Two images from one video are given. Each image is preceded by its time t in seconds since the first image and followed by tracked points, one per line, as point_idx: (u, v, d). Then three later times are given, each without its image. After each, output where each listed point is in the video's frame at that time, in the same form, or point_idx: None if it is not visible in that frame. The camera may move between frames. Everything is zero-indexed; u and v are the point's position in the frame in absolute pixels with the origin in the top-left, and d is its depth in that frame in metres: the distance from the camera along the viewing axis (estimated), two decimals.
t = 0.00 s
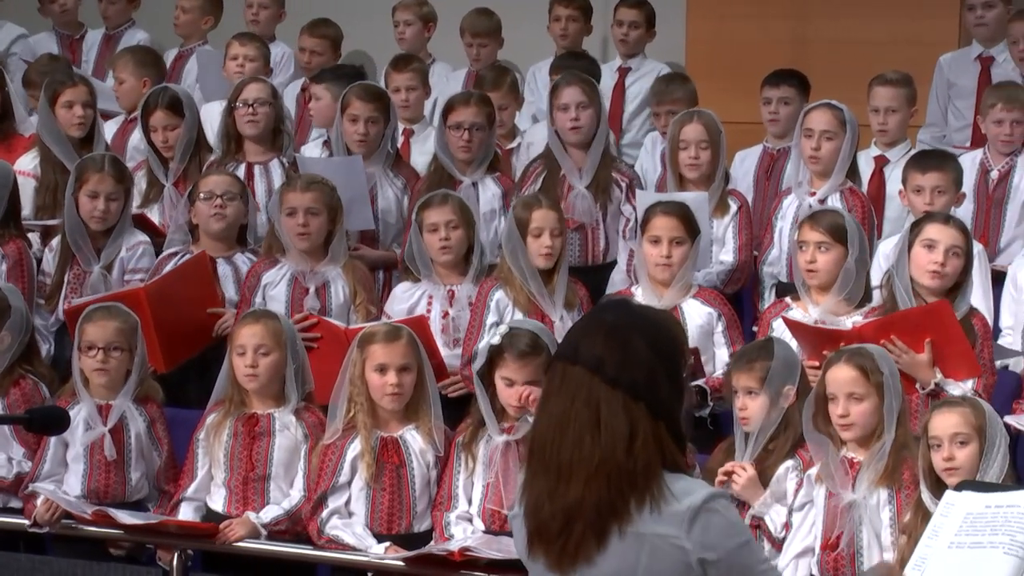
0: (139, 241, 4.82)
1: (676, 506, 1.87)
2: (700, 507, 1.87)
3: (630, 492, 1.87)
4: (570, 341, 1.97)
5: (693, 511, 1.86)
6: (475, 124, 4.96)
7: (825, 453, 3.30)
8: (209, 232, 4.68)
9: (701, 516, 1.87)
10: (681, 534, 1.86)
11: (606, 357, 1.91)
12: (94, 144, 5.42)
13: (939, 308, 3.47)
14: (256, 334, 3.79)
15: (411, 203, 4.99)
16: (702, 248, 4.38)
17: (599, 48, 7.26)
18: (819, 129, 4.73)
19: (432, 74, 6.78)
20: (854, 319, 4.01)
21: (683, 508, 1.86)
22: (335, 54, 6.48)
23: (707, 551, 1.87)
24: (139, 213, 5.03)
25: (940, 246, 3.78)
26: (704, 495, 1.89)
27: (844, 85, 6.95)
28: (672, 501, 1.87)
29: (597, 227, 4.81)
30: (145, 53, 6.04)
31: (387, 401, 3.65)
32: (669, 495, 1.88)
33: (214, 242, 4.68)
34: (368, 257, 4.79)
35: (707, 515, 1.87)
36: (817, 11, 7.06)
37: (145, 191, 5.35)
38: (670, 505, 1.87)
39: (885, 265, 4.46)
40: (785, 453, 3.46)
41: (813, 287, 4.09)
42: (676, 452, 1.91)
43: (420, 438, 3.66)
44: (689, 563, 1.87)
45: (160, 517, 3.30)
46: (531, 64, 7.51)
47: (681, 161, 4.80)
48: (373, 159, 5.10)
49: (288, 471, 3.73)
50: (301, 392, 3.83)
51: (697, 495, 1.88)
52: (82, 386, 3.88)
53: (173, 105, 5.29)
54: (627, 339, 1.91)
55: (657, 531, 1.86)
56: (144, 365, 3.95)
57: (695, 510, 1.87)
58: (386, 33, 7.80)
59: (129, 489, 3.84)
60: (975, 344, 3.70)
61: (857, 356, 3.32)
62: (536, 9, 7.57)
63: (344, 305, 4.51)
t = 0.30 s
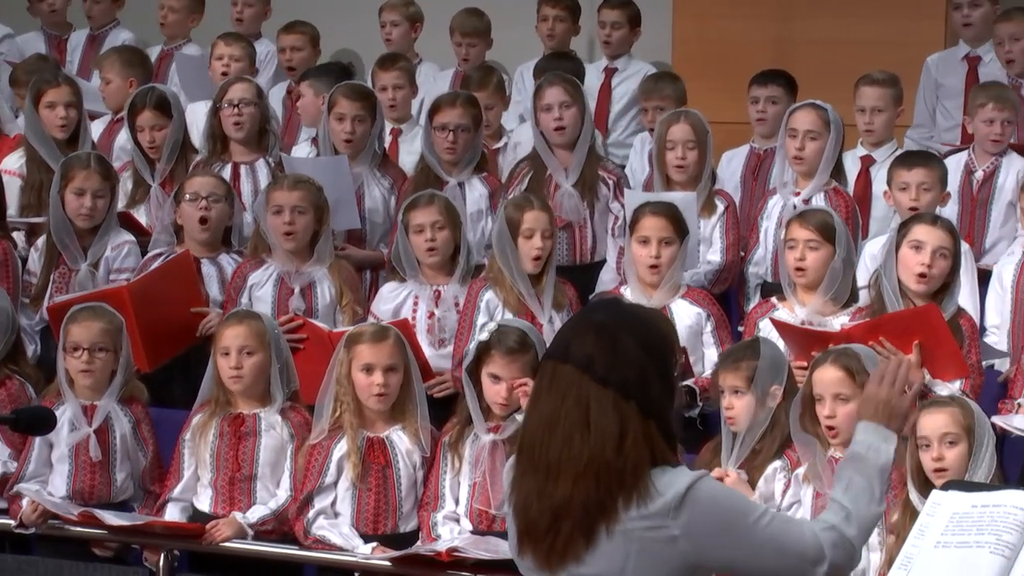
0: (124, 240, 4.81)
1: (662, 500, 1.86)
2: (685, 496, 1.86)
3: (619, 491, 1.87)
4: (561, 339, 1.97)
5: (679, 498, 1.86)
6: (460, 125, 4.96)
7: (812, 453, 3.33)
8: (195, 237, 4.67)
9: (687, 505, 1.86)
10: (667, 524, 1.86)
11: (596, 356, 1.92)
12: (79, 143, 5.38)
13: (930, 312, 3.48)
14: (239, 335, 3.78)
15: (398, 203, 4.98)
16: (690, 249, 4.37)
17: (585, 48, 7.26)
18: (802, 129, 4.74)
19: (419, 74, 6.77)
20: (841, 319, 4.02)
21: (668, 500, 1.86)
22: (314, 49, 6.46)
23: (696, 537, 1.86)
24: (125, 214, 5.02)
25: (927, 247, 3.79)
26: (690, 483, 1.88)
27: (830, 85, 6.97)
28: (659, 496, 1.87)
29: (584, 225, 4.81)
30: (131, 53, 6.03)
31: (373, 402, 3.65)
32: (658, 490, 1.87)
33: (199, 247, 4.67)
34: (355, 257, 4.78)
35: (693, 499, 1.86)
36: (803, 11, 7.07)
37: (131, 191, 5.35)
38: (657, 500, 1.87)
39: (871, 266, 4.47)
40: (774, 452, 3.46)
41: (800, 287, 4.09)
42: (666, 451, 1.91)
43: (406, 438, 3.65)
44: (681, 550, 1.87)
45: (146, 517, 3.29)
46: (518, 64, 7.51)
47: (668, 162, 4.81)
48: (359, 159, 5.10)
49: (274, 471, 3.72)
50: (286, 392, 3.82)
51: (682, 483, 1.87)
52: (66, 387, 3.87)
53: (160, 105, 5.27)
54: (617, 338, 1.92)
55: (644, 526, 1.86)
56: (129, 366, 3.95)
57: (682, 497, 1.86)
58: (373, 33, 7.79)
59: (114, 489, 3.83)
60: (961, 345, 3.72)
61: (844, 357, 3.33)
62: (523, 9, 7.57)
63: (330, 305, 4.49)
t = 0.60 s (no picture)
0: (110, 240, 4.80)
1: (652, 506, 1.87)
2: (676, 506, 1.87)
3: (604, 492, 1.87)
4: (544, 341, 1.97)
5: (671, 510, 1.86)
6: (448, 125, 4.96)
7: (801, 451, 3.33)
8: (174, 238, 4.66)
9: (678, 515, 1.87)
10: (657, 533, 1.86)
11: (578, 357, 1.92)
12: (65, 144, 5.38)
13: (916, 312, 3.48)
14: (224, 336, 3.78)
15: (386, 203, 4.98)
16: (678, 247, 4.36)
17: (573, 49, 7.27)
18: (789, 129, 4.74)
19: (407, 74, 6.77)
20: (829, 319, 4.02)
21: (659, 507, 1.86)
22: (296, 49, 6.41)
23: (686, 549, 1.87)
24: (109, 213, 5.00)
25: (914, 247, 3.80)
26: (681, 495, 1.89)
27: (817, 85, 6.98)
28: (648, 501, 1.87)
29: (573, 224, 4.82)
30: (118, 53, 6.01)
31: (360, 403, 3.65)
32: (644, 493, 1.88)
33: (178, 247, 4.66)
34: (342, 257, 4.78)
35: (684, 513, 1.87)
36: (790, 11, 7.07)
37: (118, 191, 5.34)
38: (645, 504, 1.87)
39: (858, 266, 4.48)
40: (759, 452, 3.47)
41: (788, 287, 4.10)
42: (650, 452, 1.92)
43: (393, 439, 3.65)
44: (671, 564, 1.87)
45: (133, 518, 3.28)
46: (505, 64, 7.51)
47: (656, 162, 4.81)
48: (347, 158, 5.10)
49: (261, 471, 3.72)
50: (272, 393, 3.81)
51: (674, 494, 1.88)
52: (51, 388, 3.87)
53: (146, 105, 5.26)
54: (598, 340, 1.91)
55: (632, 530, 1.86)
56: (113, 365, 3.94)
57: (673, 509, 1.87)
58: (362, 34, 7.79)
59: (100, 489, 3.82)
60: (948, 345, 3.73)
61: (834, 356, 3.33)
62: (511, 10, 7.57)
63: (317, 305, 4.49)
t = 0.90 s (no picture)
0: (98, 240, 4.80)
1: (632, 493, 1.86)
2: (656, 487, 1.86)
3: (579, 487, 1.87)
4: (526, 339, 1.98)
5: (652, 490, 1.86)
6: (434, 125, 4.96)
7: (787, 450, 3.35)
8: (157, 238, 4.65)
9: (658, 494, 1.86)
10: (640, 516, 1.86)
11: (553, 354, 1.92)
12: (49, 144, 5.39)
13: (901, 314, 3.47)
14: (212, 338, 3.78)
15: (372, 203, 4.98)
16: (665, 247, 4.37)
17: (560, 48, 7.27)
18: (776, 129, 4.75)
19: (394, 74, 6.76)
20: (815, 319, 4.04)
21: (638, 492, 1.86)
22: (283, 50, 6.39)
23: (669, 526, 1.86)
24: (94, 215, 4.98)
25: (899, 248, 3.81)
26: (660, 473, 1.88)
27: (803, 85, 6.98)
28: (627, 489, 1.87)
29: (562, 225, 4.82)
30: (105, 53, 6.00)
31: (348, 402, 3.65)
32: (623, 485, 1.87)
33: (162, 247, 4.66)
34: (328, 257, 4.77)
35: (664, 490, 1.86)
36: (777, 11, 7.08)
37: (103, 189, 5.35)
38: (623, 493, 1.87)
39: (843, 265, 4.49)
40: (745, 451, 3.49)
41: (773, 286, 4.11)
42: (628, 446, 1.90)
43: (380, 439, 3.65)
44: (656, 543, 1.87)
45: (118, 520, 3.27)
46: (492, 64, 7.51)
47: (642, 162, 4.81)
48: (333, 158, 5.09)
49: (247, 471, 3.71)
50: (259, 393, 3.81)
51: (654, 475, 1.88)
52: (37, 388, 3.86)
53: (133, 105, 5.24)
54: (573, 336, 1.92)
55: (610, 520, 1.86)
56: (99, 366, 3.93)
57: (653, 489, 1.86)
58: (349, 34, 7.78)
59: (84, 490, 3.81)
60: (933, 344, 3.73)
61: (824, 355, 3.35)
62: (498, 10, 7.57)
63: (302, 305, 4.48)
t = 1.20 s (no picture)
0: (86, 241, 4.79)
1: (614, 502, 1.86)
2: (642, 504, 1.86)
3: (547, 489, 1.87)
4: (502, 339, 1.98)
5: (638, 506, 1.85)
6: (421, 125, 4.96)
7: (775, 449, 3.35)
8: (145, 238, 4.64)
9: (644, 514, 1.85)
10: (623, 530, 1.85)
11: (524, 353, 1.92)
12: (36, 145, 5.38)
13: (890, 314, 3.49)
14: (198, 338, 3.78)
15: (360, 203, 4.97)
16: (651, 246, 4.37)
17: (546, 48, 7.28)
18: (765, 129, 4.76)
19: (381, 73, 6.76)
20: (801, 319, 4.04)
21: (623, 504, 1.85)
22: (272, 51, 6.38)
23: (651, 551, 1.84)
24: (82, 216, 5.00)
25: (887, 247, 3.82)
26: (646, 494, 1.87)
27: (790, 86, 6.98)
28: (608, 499, 1.86)
29: (554, 226, 4.82)
30: (92, 53, 5.99)
31: (335, 402, 3.64)
32: (596, 489, 1.87)
33: (150, 248, 4.65)
34: (315, 257, 4.77)
35: (650, 511, 1.86)
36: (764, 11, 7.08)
37: (90, 188, 5.33)
38: (599, 501, 1.86)
39: (831, 265, 4.49)
40: (733, 451, 3.48)
41: (759, 287, 4.12)
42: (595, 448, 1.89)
43: (367, 439, 3.64)
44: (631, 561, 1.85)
45: (105, 521, 3.26)
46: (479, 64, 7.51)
47: (629, 162, 4.82)
48: (320, 158, 5.09)
49: (234, 471, 3.71)
50: (245, 394, 3.81)
51: (640, 492, 1.87)
52: (24, 388, 3.86)
53: (120, 104, 5.24)
54: (544, 337, 1.91)
55: (581, 525, 1.85)
56: (86, 365, 3.92)
57: (639, 506, 1.86)
58: (336, 34, 7.77)
59: (71, 491, 3.81)
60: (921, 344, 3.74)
61: (811, 355, 3.35)
62: (484, 10, 7.57)
63: (290, 306, 4.47)
